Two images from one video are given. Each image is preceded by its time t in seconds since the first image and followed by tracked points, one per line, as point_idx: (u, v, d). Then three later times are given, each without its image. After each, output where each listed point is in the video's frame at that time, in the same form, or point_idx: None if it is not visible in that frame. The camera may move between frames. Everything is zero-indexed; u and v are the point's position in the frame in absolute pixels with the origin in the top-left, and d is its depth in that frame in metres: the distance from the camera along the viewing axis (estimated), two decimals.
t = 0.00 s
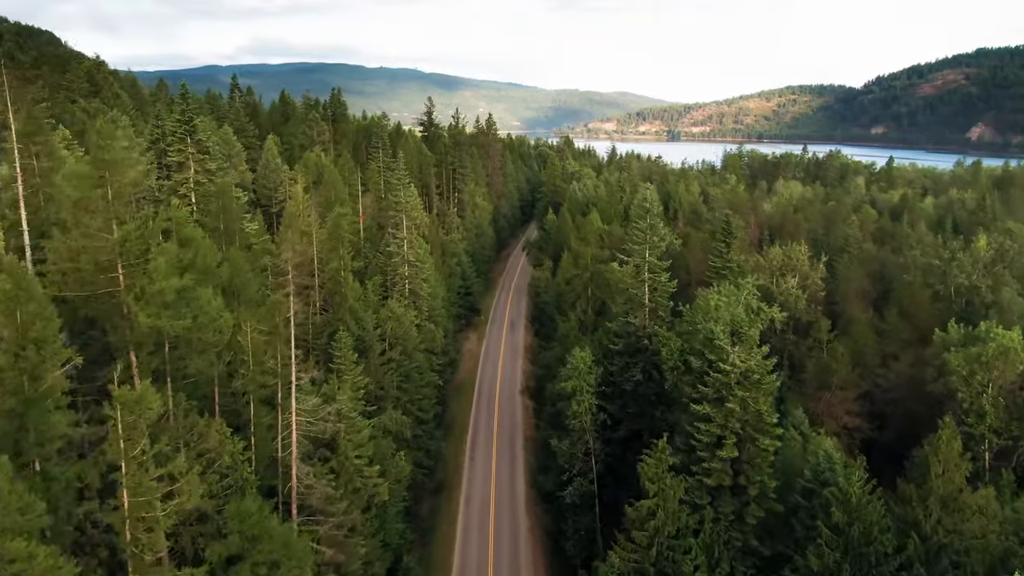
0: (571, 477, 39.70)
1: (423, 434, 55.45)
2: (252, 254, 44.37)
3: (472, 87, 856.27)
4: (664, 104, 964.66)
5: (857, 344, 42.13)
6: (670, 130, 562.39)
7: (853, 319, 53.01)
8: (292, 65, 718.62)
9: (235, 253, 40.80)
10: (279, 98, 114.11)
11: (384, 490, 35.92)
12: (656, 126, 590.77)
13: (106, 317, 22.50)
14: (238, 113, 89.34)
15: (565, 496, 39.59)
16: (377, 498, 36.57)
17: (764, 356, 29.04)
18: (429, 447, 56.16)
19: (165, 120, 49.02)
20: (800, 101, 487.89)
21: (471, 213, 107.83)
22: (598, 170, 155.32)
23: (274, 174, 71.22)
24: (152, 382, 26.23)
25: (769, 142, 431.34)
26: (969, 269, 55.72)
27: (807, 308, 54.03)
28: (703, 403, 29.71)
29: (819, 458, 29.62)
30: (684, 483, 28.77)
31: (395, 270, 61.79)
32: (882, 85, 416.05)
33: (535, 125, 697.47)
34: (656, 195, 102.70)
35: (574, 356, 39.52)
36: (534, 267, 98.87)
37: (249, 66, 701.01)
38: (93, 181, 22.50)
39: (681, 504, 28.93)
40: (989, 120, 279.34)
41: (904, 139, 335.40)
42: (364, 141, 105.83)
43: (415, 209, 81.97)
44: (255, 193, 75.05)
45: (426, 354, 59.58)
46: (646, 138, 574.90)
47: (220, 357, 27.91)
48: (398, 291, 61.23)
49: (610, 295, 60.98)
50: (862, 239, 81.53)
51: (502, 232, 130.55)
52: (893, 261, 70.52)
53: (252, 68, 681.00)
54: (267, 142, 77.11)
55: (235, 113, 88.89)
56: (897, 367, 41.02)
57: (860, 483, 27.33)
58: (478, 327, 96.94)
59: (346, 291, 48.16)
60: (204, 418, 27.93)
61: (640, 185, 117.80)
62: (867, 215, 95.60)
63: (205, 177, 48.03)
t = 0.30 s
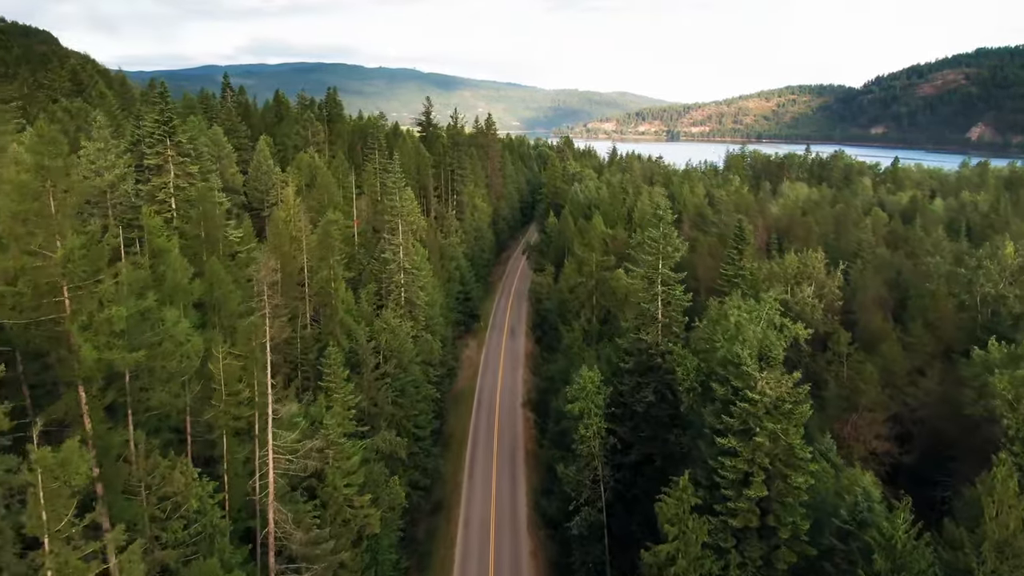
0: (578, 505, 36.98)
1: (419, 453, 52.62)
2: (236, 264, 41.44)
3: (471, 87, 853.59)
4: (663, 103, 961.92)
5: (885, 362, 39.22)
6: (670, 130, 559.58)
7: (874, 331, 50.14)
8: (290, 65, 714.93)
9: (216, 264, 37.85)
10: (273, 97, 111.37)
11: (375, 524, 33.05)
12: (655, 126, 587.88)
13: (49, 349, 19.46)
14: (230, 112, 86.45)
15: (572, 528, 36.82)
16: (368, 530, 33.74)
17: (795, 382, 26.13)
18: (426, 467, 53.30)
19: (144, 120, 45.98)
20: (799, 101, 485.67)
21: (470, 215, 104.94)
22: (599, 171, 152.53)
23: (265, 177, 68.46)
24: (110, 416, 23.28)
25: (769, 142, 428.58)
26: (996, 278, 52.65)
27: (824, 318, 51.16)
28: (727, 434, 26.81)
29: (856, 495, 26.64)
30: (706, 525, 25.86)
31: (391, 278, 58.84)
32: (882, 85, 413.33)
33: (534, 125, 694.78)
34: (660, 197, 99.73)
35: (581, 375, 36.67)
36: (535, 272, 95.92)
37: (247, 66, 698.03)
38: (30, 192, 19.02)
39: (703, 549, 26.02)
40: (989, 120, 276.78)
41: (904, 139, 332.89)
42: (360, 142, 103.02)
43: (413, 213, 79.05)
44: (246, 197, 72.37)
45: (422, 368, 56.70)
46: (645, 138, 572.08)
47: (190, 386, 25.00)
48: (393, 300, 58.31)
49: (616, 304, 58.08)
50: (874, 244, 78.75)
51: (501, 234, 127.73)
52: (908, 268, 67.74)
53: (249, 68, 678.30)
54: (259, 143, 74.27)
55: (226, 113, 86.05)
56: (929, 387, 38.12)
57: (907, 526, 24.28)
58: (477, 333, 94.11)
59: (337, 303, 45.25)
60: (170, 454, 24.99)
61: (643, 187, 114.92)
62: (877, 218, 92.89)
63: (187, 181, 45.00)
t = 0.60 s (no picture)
0: (585, 533, 34.53)
1: (416, 470, 50.10)
2: (219, 274, 38.88)
3: (470, 87, 851.13)
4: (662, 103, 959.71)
5: (912, 378, 36.64)
6: (669, 130, 557.10)
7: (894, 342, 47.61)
8: (288, 65, 712.45)
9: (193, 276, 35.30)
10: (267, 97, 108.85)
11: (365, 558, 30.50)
12: (654, 126, 585.40)
13: None
14: (221, 112, 83.92)
15: (578, 558, 34.35)
16: (358, 564, 31.26)
17: (830, 412, 23.57)
18: (422, 485, 50.81)
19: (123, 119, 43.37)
20: (799, 101, 483.22)
21: (469, 218, 102.43)
22: (600, 172, 150.11)
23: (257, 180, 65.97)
24: (64, 453, 20.65)
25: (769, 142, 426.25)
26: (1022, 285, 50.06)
27: (841, 328, 48.63)
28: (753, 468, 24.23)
29: (895, 534, 24.06)
30: (731, 569, 23.30)
31: (386, 285, 56.17)
32: (883, 85, 411.07)
33: (533, 125, 692.37)
34: (664, 199, 97.23)
35: (588, 395, 34.19)
36: (536, 276, 93.43)
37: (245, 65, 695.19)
38: None
39: None
40: (990, 120, 274.66)
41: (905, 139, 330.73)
42: (356, 143, 100.52)
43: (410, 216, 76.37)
44: (237, 200, 69.83)
45: (419, 380, 54.17)
46: (645, 138, 569.60)
47: (157, 415, 22.57)
48: (388, 308, 55.70)
49: (621, 313, 55.51)
50: (886, 247, 76.15)
51: (501, 236, 125.16)
52: (923, 274, 65.20)
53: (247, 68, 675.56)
54: (250, 144, 71.74)
55: (218, 114, 83.53)
56: (959, 406, 35.68)
57: (957, 574, 21.68)
58: (476, 339, 91.61)
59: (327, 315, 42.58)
60: (137, 493, 22.57)
61: (645, 188, 112.47)
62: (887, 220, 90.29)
63: (169, 185, 42.48)
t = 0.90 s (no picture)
0: (593, 566, 32.17)
1: (412, 490, 47.58)
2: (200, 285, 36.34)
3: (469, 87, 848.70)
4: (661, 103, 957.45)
5: (944, 398, 34.10)
6: (669, 130, 554.78)
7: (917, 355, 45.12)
8: (286, 65, 708.89)
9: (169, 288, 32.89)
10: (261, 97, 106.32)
11: None
12: (654, 126, 583.06)
13: None
14: (213, 113, 81.37)
15: None
16: None
17: (872, 447, 21.03)
18: (419, 505, 48.32)
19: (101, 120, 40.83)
20: (799, 101, 480.91)
21: (468, 220, 99.89)
22: (600, 172, 147.70)
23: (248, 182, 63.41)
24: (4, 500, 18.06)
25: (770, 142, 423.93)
26: None
27: (860, 340, 46.13)
28: (785, 509, 21.67)
29: None
30: None
31: (380, 292, 53.57)
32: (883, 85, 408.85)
33: (532, 125, 689.93)
34: (668, 201, 94.65)
35: (596, 417, 31.68)
36: (537, 280, 90.93)
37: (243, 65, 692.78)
38: None
39: None
40: (990, 120, 272.50)
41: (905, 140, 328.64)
42: (352, 144, 97.99)
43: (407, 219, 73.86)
44: (228, 204, 67.30)
45: (415, 393, 51.61)
46: (644, 138, 567.09)
47: (116, 452, 20.05)
48: (383, 317, 53.14)
49: (627, 323, 52.99)
50: (899, 252, 73.62)
51: (500, 238, 122.67)
52: (940, 280, 62.73)
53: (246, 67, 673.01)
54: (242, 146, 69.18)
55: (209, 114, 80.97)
56: (995, 429, 33.16)
57: None
58: (476, 345, 89.09)
59: (316, 327, 39.95)
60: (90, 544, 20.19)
61: (647, 190, 109.98)
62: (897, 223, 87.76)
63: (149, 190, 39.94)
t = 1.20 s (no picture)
0: None
1: (408, 511, 44.99)
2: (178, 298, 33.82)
3: (467, 87, 845.91)
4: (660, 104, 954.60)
5: (980, 422, 31.65)
6: (668, 130, 552.09)
7: (942, 369, 42.67)
8: (285, 65, 707.44)
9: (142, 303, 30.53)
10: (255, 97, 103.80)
11: None
12: (653, 126, 580.56)
13: None
14: (204, 112, 78.81)
15: None
16: None
17: (927, 494, 18.54)
18: (415, 527, 45.70)
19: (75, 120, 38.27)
20: (799, 101, 478.89)
21: (467, 223, 97.47)
22: (601, 173, 145.32)
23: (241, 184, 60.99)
24: None
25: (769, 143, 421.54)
26: None
27: (882, 354, 43.76)
28: (828, 563, 19.18)
29: None
30: None
31: (374, 301, 50.96)
32: (883, 85, 406.89)
33: (530, 126, 687.34)
34: (672, 203, 92.23)
35: (606, 444, 29.13)
36: (539, 284, 88.40)
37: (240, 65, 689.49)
38: None
39: None
40: (990, 119, 270.28)
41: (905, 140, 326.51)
42: (348, 145, 95.48)
43: (403, 223, 71.33)
44: (218, 207, 64.83)
45: (411, 408, 49.16)
46: (643, 138, 564.51)
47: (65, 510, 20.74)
48: (378, 328, 50.57)
49: (634, 333, 50.48)
50: (912, 257, 71.27)
51: (500, 240, 120.17)
52: (957, 287, 60.30)
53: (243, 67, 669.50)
54: (233, 147, 66.72)
55: (200, 114, 78.46)
56: None
57: None
58: (475, 351, 86.42)
59: (303, 343, 37.31)
60: None
61: (650, 192, 107.69)
62: (907, 226, 85.32)
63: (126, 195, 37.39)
